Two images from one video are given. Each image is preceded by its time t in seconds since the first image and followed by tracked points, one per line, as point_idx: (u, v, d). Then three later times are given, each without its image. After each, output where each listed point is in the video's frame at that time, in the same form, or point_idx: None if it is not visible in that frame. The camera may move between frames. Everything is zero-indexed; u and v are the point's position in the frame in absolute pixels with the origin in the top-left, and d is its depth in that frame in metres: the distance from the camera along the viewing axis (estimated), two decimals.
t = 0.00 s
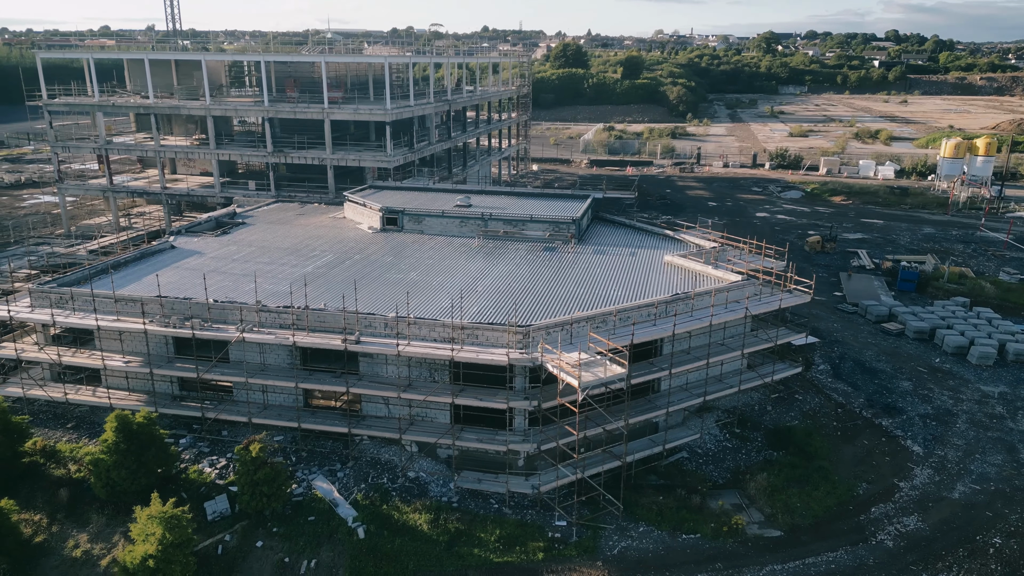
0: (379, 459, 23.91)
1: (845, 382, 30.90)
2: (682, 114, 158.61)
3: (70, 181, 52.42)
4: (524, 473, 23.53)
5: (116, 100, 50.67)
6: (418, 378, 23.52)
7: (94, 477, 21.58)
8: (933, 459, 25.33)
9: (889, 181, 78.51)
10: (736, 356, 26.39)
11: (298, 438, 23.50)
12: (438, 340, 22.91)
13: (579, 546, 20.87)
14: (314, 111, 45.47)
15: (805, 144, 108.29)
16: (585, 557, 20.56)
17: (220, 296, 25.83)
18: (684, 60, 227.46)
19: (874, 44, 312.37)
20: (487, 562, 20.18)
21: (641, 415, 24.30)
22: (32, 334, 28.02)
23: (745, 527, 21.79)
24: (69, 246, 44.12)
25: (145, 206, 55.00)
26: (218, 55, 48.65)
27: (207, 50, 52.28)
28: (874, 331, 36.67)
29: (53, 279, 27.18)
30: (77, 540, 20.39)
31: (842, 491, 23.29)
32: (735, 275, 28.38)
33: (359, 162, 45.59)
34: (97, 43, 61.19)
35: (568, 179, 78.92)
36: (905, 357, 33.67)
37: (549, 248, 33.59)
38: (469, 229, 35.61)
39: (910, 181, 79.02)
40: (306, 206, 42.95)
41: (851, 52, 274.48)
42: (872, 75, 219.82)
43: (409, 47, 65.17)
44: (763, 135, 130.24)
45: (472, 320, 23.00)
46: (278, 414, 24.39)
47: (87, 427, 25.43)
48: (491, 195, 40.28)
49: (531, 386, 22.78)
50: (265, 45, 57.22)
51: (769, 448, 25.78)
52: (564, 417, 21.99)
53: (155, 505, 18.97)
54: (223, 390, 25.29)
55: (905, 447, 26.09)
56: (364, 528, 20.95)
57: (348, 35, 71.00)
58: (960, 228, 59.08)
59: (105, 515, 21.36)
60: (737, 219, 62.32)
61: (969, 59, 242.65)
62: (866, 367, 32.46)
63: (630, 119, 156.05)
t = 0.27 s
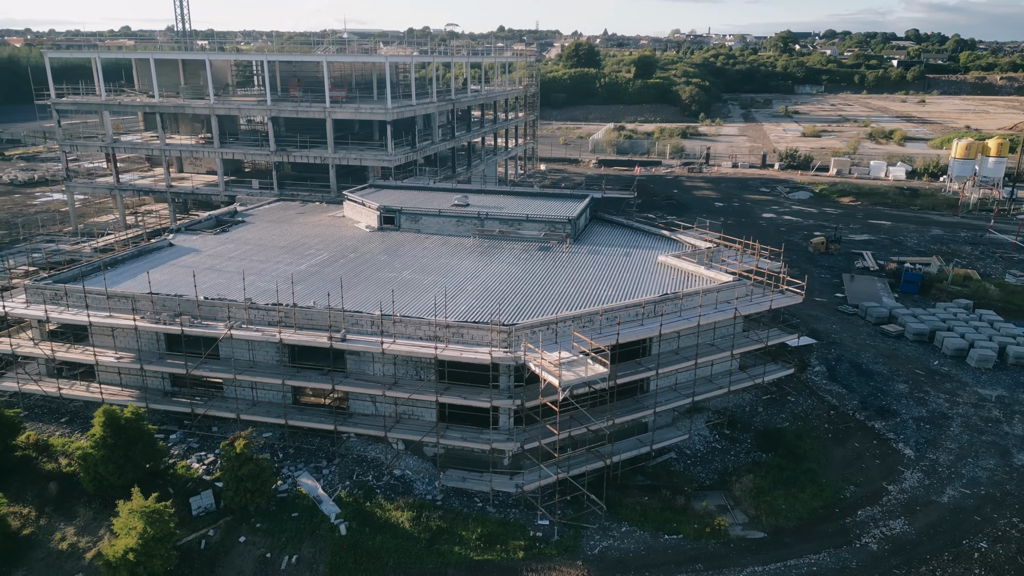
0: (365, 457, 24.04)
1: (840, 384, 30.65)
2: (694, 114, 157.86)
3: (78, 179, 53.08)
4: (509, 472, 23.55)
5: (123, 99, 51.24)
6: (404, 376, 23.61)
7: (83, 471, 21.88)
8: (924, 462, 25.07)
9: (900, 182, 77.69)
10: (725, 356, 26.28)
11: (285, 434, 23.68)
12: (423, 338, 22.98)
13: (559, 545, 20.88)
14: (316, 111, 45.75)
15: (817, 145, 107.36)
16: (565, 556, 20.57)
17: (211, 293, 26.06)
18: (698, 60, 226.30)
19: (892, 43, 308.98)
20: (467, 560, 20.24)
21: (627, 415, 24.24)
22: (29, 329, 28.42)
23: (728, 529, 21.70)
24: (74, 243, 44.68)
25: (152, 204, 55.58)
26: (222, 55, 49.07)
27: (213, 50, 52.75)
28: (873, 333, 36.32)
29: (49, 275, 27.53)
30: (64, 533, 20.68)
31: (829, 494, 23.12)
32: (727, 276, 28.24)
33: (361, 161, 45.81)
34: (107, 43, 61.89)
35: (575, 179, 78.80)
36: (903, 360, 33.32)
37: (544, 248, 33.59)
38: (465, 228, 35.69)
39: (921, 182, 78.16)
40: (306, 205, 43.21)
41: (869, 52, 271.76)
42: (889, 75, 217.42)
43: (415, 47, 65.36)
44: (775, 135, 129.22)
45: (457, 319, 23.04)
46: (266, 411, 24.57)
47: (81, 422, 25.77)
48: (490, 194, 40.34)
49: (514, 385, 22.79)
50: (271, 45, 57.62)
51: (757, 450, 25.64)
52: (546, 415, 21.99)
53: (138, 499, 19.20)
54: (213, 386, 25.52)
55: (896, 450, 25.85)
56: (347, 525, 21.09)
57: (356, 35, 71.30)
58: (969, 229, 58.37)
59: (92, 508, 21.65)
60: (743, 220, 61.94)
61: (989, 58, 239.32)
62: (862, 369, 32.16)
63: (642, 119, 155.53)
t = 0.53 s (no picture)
0: (354, 453, 24.23)
1: (838, 387, 30.31)
2: (712, 114, 156.71)
3: (92, 176, 53.97)
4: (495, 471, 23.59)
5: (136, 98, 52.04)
6: (392, 374, 23.73)
7: (75, 462, 22.27)
8: (918, 467, 24.71)
9: (917, 183, 76.52)
10: (717, 357, 26.09)
11: (274, 430, 23.92)
12: (410, 336, 23.06)
13: (541, 544, 20.89)
14: (323, 110, 46.13)
15: (836, 145, 105.97)
16: (546, 555, 20.58)
17: (206, 289, 26.37)
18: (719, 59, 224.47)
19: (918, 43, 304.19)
20: (447, 557, 20.31)
21: (615, 415, 24.15)
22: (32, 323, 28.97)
23: (712, 531, 21.58)
24: (85, 239, 45.44)
25: (164, 202, 56.37)
26: (232, 54, 49.65)
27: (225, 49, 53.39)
28: (876, 336, 35.84)
29: (51, 270, 28.03)
30: (54, 523, 21.07)
31: (818, 497, 22.90)
32: (722, 276, 28.03)
33: (366, 160, 46.12)
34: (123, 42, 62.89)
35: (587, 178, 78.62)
36: (905, 363, 32.85)
37: (542, 247, 33.58)
38: (465, 227, 35.78)
39: (939, 184, 76.92)
40: (311, 203, 43.59)
41: (894, 51, 267.84)
42: (914, 74, 213.99)
43: (426, 46, 65.62)
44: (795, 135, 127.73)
45: (444, 317, 23.10)
46: (257, 406, 24.83)
47: (79, 415, 26.23)
48: (492, 194, 40.39)
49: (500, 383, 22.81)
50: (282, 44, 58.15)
51: (748, 452, 25.45)
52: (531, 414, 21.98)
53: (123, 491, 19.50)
54: (207, 381, 25.84)
55: (890, 455, 25.51)
56: (330, 520, 21.26)
57: (369, 34, 71.70)
58: (984, 232, 57.37)
59: (84, 500, 22.04)
60: (753, 220, 61.41)
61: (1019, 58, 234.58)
62: (862, 372, 31.77)
63: (660, 119, 154.67)
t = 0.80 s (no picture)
0: (349, 450, 24.43)
1: (842, 391, 29.91)
2: (734, 115, 155.36)
3: (111, 174, 54.96)
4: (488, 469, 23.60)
5: (153, 96, 52.91)
6: (387, 371, 23.88)
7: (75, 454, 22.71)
8: (918, 473, 24.32)
9: (940, 185, 75.24)
10: (715, 359, 25.87)
11: (269, 425, 24.17)
12: (403, 334, 23.16)
13: (530, 543, 20.89)
14: (334, 109, 46.55)
15: (858, 147, 104.51)
16: (533, 555, 20.59)
17: (207, 286, 26.71)
18: (743, 59, 222.38)
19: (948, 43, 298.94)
20: (434, 554, 20.41)
21: (610, 415, 24.03)
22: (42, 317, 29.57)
23: (703, 533, 21.44)
24: (101, 234, 46.26)
25: (181, 199, 57.23)
26: (247, 54, 50.36)
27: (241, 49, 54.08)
28: (885, 340, 35.31)
29: (59, 265, 28.59)
30: (53, 513, 21.51)
31: (812, 501, 22.64)
32: (722, 278, 27.80)
33: (376, 159, 46.43)
34: (144, 42, 63.97)
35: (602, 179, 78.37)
36: (913, 367, 32.32)
37: (545, 247, 33.56)
38: (470, 226, 35.85)
39: (962, 186, 75.55)
40: (321, 201, 43.98)
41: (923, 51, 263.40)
42: (943, 74, 210.26)
43: (441, 46, 65.93)
44: (818, 136, 126.15)
45: (438, 315, 23.18)
46: (254, 401, 25.11)
47: (83, 407, 26.73)
48: (499, 193, 40.43)
49: (492, 382, 22.82)
50: (298, 44, 58.76)
51: (745, 455, 25.23)
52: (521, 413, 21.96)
53: (117, 482, 19.85)
54: (207, 376, 26.19)
55: (891, 460, 25.13)
56: (321, 515, 21.47)
57: (387, 34, 72.17)
58: (1005, 235, 56.23)
59: (83, 491, 22.48)
60: (768, 222, 60.79)
61: None
62: (868, 376, 31.32)
63: (682, 119, 153.73)
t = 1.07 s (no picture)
0: (345, 446, 24.64)
1: (847, 396, 29.50)
2: (759, 116, 153.69)
3: (131, 171, 55.95)
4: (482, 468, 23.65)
5: (172, 96, 53.77)
6: (383, 369, 24.04)
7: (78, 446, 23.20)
8: (919, 481, 23.90)
9: (965, 188, 73.82)
10: (714, 361, 25.66)
11: (267, 420, 24.47)
12: (399, 332, 23.30)
13: (519, 543, 20.90)
14: (347, 109, 46.95)
15: (883, 148, 102.86)
16: (522, 554, 20.60)
17: (211, 282, 27.09)
18: (770, 59, 219.85)
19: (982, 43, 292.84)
20: (423, 551, 20.50)
21: (605, 417, 23.94)
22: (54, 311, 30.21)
23: (694, 537, 21.30)
24: (120, 231, 47.11)
25: (199, 197, 58.08)
26: (263, 54, 50.98)
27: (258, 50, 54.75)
28: (896, 345, 34.74)
29: (70, 260, 29.20)
30: (54, 504, 22.00)
31: (808, 507, 22.36)
32: (724, 280, 27.56)
33: (388, 158, 46.74)
34: (166, 43, 65.05)
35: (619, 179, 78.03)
36: (922, 373, 31.75)
37: (551, 247, 33.54)
38: (476, 226, 35.93)
39: (988, 189, 74.02)
40: (333, 200, 44.37)
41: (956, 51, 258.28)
42: (976, 75, 206.00)
43: (457, 46, 66.13)
44: (843, 137, 124.36)
45: (433, 314, 23.29)
46: (254, 396, 25.43)
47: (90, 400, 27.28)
48: (507, 193, 40.48)
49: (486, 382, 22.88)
50: (315, 44, 59.34)
51: (743, 459, 25.00)
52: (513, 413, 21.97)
53: (113, 474, 20.25)
54: (209, 372, 26.59)
55: (893, 467, 24.73)
56: (314, 511, 21.67)
57: (405, 34, 72.57)
58: None
59: (85, 482, 22.95)
60: (785, 224, 60.09)
61: None
62: (875, 381, 30.83)
63: (705, 120, 152.48)
